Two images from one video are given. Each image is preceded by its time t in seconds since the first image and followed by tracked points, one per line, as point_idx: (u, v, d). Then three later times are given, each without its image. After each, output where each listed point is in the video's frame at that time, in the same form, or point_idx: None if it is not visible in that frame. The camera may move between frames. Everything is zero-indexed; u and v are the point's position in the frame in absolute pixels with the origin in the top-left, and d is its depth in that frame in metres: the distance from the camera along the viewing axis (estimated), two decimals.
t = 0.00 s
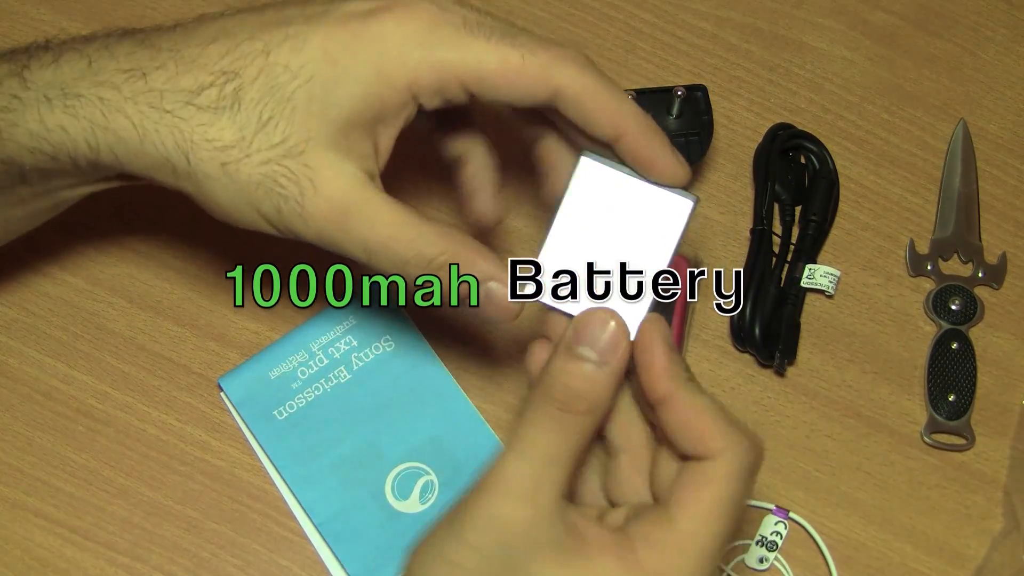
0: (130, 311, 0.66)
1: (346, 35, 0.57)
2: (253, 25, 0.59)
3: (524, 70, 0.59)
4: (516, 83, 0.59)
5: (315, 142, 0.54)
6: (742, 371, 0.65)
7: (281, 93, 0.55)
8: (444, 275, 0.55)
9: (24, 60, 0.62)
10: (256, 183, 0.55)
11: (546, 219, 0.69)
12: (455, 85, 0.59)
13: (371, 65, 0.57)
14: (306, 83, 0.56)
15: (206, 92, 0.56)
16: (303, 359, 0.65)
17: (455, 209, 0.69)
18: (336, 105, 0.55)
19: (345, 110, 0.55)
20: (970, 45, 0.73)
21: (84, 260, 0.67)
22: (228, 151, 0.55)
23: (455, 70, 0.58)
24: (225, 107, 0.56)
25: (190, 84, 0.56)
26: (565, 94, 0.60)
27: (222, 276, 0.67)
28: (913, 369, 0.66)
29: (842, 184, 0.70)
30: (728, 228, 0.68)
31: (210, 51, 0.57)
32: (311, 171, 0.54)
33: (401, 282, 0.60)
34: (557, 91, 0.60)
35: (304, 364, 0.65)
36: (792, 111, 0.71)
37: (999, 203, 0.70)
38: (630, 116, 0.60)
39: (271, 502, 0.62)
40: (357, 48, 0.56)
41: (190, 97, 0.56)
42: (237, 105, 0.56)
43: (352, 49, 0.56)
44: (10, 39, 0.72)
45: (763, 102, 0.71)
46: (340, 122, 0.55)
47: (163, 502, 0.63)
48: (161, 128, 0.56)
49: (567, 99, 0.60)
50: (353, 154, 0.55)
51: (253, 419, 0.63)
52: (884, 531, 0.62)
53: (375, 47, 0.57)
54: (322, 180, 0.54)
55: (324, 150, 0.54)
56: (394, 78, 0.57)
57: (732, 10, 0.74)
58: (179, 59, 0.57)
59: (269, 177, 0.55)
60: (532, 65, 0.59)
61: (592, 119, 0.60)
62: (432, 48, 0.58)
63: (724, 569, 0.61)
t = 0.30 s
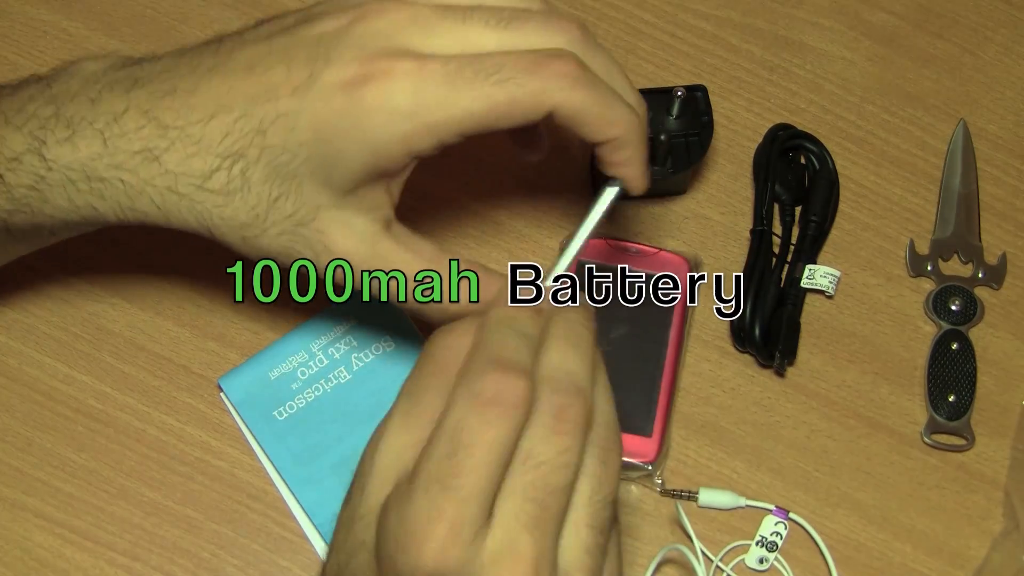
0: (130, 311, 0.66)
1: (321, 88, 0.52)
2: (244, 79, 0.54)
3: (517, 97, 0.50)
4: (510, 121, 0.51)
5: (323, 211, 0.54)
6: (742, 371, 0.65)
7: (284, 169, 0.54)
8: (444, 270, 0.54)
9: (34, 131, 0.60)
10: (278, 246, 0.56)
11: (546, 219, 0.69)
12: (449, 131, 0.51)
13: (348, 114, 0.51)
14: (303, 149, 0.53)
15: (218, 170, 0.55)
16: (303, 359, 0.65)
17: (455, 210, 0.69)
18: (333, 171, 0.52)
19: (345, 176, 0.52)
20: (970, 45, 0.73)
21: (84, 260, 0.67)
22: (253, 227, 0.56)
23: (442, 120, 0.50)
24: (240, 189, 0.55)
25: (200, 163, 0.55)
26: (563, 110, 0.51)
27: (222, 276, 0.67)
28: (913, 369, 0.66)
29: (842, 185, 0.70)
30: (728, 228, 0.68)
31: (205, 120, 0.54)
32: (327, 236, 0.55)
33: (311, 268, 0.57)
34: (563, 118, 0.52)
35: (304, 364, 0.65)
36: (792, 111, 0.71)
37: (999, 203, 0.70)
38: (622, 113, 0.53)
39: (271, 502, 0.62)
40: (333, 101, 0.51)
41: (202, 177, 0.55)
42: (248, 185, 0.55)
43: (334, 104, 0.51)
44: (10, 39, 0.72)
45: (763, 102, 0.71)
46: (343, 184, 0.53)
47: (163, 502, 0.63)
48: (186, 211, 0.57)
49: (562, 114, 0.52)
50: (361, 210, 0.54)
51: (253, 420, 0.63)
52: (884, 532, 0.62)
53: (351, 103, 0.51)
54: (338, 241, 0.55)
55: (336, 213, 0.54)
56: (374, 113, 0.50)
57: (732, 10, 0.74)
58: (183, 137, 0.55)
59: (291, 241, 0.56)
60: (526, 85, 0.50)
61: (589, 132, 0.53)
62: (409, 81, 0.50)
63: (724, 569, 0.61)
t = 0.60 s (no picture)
0: (130, 311, 0.66)
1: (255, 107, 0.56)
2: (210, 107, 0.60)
3: (396, 86, 0.51)
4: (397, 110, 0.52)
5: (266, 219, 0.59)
6: (742, 371, 0.65)
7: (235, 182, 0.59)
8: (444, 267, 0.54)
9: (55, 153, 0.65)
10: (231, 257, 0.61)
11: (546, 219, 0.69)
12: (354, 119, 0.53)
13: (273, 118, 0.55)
14: (241, 162, 0.58)
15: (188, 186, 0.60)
16: (303, 359, 0.66)
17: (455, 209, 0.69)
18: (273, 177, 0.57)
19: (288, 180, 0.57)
20: (970, 45, 0.74)
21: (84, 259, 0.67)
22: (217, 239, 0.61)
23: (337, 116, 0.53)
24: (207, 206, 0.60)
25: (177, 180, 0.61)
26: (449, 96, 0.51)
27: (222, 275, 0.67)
28: (913, 369, 0.66)
29: (842, 185, 0.70)
30: (727, 228, 0.68)
31: (182, 143, 0.61)
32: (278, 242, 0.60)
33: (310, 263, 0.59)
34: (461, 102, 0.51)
35: (304, 364, 0.65)
36: (792, 111, 0.71)
37: (998, 203, 0.70)
38: (511, 85, 0.50)
39: (270, 502, 0.62)
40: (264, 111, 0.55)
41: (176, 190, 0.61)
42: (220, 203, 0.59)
43: (261, 119, 0.55)
44: (10, 38, 0.72)
45: (763, 102, 0.71)
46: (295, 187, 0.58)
47: (163, 502, 0.63)
48: (171, 229, 0.61)
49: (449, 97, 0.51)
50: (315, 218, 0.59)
51: (253, 419, 0.63)
52: (884, 531, 0.63)
53: (273, 117, 0.55)
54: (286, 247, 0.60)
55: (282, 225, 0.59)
56: (292, 111, 0.54)
57: (732, 10, 0.74)
58: (170, 159, 0.61)
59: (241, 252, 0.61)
60: (401, 72, 0.51)
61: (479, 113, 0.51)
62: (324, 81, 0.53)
63: (724, 569, 0.61)
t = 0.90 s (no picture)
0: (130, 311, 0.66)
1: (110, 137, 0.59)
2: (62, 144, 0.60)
3: (254, 71, 0.59)
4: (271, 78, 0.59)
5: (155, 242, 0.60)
6: (742, 371, 0.65)
7: (110, 215, 0.60)
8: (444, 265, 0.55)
9: None
10: (134, 285, 0.62)
11: (546, 220, 0.69)
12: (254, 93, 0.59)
13: (140, 141, 0.58)
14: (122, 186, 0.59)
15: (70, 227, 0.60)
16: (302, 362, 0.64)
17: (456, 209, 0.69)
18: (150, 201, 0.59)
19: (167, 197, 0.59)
20: (970, 45, 0.73)
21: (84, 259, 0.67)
22: (118, 271, 0.61)
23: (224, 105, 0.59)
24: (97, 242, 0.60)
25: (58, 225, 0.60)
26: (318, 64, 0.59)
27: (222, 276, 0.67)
28: (913, 369, 0.66)
29: (842, 185, 0.70)
30: (727, 228, 0.68)
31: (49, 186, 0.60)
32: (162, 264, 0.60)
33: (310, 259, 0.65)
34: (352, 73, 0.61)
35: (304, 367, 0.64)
36: (792, 111, 0.71)
37: (998, 203, 0.70)
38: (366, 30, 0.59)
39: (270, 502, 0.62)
40: (131, 132, 0.59)
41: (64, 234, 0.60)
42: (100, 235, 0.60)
43: (127, 143, 0.59)
44: (9, 38, 0.72)
45: (764, 102, 0.71)
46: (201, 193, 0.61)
47: (163, 502, 0.63)
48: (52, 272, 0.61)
49: (319, 65, 0.59)
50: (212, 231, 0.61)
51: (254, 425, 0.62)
52: (884, 531, 0.63)
53: (144, 134, 0.59)
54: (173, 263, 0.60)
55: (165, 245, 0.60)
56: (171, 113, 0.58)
57: (732, 9, 0.74)
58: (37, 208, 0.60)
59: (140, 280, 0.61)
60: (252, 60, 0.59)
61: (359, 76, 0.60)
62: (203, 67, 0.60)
63: (724, 569, 0.61)
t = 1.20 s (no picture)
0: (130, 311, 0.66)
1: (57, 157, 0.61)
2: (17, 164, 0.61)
3: (196, 101, 0.61)
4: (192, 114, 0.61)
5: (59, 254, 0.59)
6: (742, 371, 0.65)
7: (35, 226, 0.59)
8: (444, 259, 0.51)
9: None
10: (39, 305, 0.60)
11: (546, 220, 0.69)
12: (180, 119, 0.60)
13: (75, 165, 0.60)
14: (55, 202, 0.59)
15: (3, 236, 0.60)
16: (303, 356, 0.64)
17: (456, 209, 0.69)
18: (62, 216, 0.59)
19: (85, 211, 0.59)
20: (970, 45, 0.74)
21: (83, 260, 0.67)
22: (33, 281, 0.60)
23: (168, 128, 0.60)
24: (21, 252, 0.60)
25: None
26: (243, 106, 0.62)
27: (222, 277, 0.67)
28: (913, 369, 0.66)
29: (842, 185, 0.70)
30: (727, 228, 0.68)
31: None
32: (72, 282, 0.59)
33: (310, 254, 0.66)
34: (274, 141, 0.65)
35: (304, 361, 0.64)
36: (792, 111, 0.71)
37: (999, 203, 0.70)
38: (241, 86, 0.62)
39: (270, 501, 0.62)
40: (67, 156, 0.60)
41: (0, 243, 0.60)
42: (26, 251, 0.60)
43: (64, 169, 0.60)
44: (10, 39, 0.72)
45: (764, 102, 0.71)
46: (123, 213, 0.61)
47: (163, 502, 0.63)
48: None
49: (244, 111, 0.62)
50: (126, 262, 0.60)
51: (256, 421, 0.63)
52: (884, 531, 0.62)
53: (83, 158, 0.60)
54: (79, 278, 0.59)
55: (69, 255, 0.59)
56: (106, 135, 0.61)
57: (732, 10, 0.74)
58: None
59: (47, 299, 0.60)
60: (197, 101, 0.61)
61: (261, 128, 0.64)
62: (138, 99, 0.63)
63: (724, 569, 0.61)
